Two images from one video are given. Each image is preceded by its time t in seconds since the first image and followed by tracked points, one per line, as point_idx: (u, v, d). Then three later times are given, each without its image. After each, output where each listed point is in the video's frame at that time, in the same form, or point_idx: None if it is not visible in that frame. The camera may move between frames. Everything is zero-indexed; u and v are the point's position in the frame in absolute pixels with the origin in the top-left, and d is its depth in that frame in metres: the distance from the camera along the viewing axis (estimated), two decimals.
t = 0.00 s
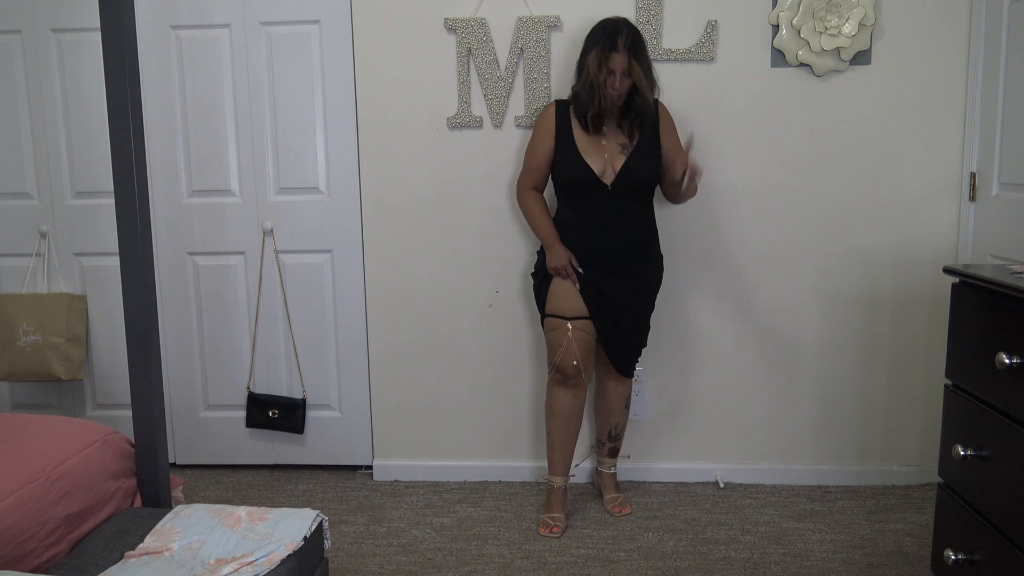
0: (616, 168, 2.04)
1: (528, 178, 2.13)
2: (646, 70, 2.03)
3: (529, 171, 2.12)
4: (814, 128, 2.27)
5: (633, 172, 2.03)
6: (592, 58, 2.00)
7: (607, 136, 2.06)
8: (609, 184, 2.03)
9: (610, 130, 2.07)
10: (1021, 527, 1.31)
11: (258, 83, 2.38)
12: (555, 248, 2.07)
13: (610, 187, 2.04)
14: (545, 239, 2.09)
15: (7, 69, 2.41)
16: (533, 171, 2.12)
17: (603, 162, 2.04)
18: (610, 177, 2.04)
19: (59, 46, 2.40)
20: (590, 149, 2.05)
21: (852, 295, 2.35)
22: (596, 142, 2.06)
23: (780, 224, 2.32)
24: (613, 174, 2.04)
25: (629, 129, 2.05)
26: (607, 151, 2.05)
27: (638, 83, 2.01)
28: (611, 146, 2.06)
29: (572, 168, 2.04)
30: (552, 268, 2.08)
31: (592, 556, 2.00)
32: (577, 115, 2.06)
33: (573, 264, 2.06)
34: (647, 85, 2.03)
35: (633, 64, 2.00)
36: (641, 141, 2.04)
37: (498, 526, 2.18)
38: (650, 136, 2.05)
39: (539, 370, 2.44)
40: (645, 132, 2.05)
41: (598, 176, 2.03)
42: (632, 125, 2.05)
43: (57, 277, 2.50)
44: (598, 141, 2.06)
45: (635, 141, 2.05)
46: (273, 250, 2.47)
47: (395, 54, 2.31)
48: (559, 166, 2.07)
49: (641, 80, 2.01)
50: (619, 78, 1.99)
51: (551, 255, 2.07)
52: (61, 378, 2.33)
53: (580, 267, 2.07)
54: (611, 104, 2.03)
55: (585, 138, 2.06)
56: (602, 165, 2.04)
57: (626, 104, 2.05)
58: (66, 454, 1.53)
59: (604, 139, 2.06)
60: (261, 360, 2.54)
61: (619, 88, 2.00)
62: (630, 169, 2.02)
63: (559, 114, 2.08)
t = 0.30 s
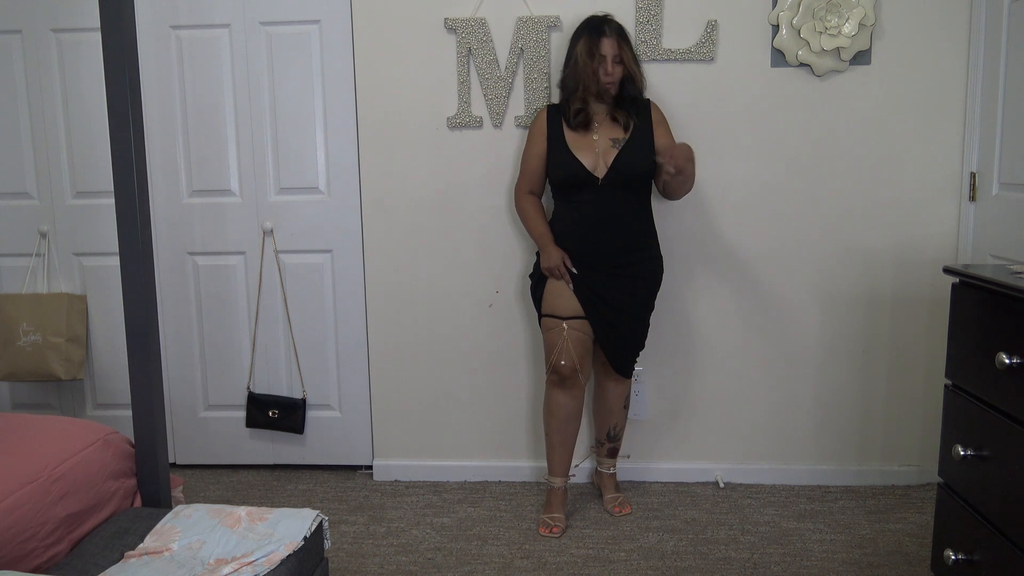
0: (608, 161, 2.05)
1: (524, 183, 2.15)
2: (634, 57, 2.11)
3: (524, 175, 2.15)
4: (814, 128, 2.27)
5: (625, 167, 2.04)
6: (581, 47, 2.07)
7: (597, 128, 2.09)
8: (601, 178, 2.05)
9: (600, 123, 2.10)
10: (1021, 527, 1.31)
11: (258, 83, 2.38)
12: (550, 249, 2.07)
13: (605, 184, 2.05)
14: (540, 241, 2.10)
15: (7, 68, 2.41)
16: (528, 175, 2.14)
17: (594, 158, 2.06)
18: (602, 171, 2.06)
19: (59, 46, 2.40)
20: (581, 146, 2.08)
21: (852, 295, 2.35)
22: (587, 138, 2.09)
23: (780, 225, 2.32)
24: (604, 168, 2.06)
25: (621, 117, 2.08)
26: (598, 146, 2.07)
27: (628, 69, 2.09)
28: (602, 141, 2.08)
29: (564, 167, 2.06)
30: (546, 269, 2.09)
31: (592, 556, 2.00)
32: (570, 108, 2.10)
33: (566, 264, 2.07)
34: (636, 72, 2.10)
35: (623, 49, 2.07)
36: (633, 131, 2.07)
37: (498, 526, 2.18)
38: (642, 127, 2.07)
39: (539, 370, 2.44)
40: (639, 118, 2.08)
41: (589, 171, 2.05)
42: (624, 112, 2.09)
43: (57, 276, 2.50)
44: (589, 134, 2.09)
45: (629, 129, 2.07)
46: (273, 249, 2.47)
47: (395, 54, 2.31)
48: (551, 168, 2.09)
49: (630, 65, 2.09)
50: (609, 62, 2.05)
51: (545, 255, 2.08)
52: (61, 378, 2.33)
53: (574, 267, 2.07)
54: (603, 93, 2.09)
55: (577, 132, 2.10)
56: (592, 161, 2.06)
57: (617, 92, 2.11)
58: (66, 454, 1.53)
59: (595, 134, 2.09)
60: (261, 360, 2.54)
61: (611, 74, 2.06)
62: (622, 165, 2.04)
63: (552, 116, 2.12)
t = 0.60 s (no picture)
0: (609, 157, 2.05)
1: (523, 181, 2.15)
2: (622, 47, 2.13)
3: (523, 174, 2.15)
4: (814, 128, 2.27)
5: (624, 165, 2.04)
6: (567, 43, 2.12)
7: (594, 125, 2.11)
8: (601, 176, 2.05)
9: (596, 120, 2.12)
10: (1021, 527, 1.31)
11: (258, 83, 2.38)
12: (548, 248, 2.07)
13: (604, 183, 2.05)
14: (538, 240, 2.10)
15: (6, 68, 2.41)
16: (527, 174, 2.14)
17: (594, 156, 2.07)
18: (603, 168, 2.06)
19: (59, 46, 2.40)
20: (582, 144, 2.08)
21: (852, 295, 2.35)
22: (587, 136, 2.09)
23: (780, 224, 2.32)
24: (605, 164, 2.06)
25: (618, 112, 2.11)
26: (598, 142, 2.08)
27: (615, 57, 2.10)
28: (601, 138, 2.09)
29: (564, 166, 2.06)
30: (545, 269, 2.08)
31: (592, 556, 2.00)
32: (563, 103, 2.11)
33: (565, 264, 2.06)
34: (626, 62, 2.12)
35: (608, 38, 2.10)
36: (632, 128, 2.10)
37: (498, 526, 2.18)
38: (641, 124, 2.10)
39: (540, 369, 2.44)
40: (636, 113, 2.12)
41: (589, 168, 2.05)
42: (621, 108, 2.12)
43: (57, 276, 2.50)
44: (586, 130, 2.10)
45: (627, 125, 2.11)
46: (272, 249, 2.47)
47: (395, 54, 2.31)
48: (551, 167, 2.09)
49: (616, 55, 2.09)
50: (595, 51, 2.08)
51: (543, 255, 2.07)
52: (61, 378, 2.33)
53: (573, 267, 2.07)
54: (594, 84, 2.10)
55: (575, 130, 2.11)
56: (592, 158, 2.07)
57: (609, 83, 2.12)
58: (66, 454, 1.53)
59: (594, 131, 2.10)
60: (261, 360, 2.54)
61: (599, 63, 2.08)
62: (622, 164, 2.05)
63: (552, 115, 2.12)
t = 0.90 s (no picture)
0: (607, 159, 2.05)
1: (520, 181, 2.15)
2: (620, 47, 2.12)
3: (521, 174, 2.15)
4: (814, 128, 2.27)
5: (624, 165, 2.04)
6: (565, 43, 2.11)
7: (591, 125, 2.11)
8: (598, 177, 2.05)
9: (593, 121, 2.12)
10: (1021, 527, 1.31)
11: (258, 83, 2.38)
12: (545, 248, 2.07)
13: (603, 184, 2.05)
14: (535, 240, 2.10)
15: (6, 68, 2.41)
16: (524, 174, 2.14)
17: (592, 157, 2.07)
18: (599, 169, 2.06)
19: (59, 46, 2.40)
20: (579, 144, 2.08)
21: (852, 295, 2.35)
22: (584, 136, 2.09)
23: (779, 224, 2.32)
24: (601, 165, 2.06)
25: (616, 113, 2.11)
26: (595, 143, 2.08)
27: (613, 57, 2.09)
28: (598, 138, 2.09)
29: (562, 166, 2.06)
30: (541, 269, 2.08)
31: (592, 556, 2.00)
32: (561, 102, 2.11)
33: (562, 264, 2.07)
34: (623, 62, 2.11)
35: (607, 38, 2.08)
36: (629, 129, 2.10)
37: (498, 526, 2.18)
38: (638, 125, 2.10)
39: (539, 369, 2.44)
40: (634, 114, 2.12)
41: (586, 168, 2.05)
42: (618, 108, 2.12)
43: (57, 276, 2.50)
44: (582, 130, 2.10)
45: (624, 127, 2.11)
46: (273, 250, 2.47)
47: (395, 54, 2.31)
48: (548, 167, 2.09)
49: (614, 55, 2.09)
50: (594, 51, 2.07)
51: (540, 255, 2.08)
52: (61, 378, 2.33)
53: (570, 267, 2.07)
54: (592, 84, 2.10)
55: (571, 129, 2.11)
56: (589, 158, 2.07)
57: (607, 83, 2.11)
58: (65, 454, 1.53)
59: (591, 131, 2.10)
60: (261, 360, 2.54)
61: (598, 62, 2.07)
62: (621, 163, 2.04)
63: (549, 116, 2.12)
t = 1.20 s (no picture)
0: (605, 160, 2.05)
1: (518, 182, 2.15)
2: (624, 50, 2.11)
3: (519, 175, 2.15)
4: (813, 128, 2.27)
5: (624, 165, 2.04)
6: (572, 41, 2.09)
7: (590, 126, 2.10)
8: (598, 177, 2.04)
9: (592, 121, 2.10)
10: (1021, 527, 1.31)
11: (258, 83, 2.38)
12: (544, 248, 2.07)
13: (603, 183, 2.05)
14: (534, 240, 2.10)
15: (7, 68, 2.41)
16: (523, 174, 2.14)
17: (588, 158, 2.06)
18: (598, 169, 2.05)
19: (59, 46, 2.40)
20: (576, 144, 2.07)
21: (852, 295, 2.35)
22: (581, 136, 2.08)
23: (779, 224, 2.32)
24: (600, 166, 2.05)
25: (614, 112, 2.09)
26: (593, 144, 2.07)
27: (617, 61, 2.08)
28: (597, 139, 2.08)
29: (560, 166, 2.05)
30: (541, 269, 2.08)
31: (592, 556, 2.00)
32: (560, 101, 2.10)
33: (562, 264, 2.07)
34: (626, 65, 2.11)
35: (614, 41, 2.08)
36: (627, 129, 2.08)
37: (497, 526, 2.18)
38: (637, 126, 2.10)
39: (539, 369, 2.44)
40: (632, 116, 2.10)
41: (584, 168, 2.04)
42: (616, 108, 2.10)
43: (57, 276, 2.50)
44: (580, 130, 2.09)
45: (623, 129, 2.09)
46: (272, 250, 2.47)
47: (395, 54, 2.31)
48: (547, 168, 2.09)
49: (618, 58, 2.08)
50: (601, 54, 2.06)
51: (540, 254, 2.08)
52: (61, 378, 2.33)
53: (570, 267, 2.07)
54: (594, 85, 2.08)
55: (570, 129, 2.09)
56: (588, 158, 2.06)
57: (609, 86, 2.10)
58: (65, 455, 1.53)
59: (590, 131, 2.09)
60: (261, 360, 2.54)
61: (603, 65, 2.06)
62: (621, 163, 2.04)
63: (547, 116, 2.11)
